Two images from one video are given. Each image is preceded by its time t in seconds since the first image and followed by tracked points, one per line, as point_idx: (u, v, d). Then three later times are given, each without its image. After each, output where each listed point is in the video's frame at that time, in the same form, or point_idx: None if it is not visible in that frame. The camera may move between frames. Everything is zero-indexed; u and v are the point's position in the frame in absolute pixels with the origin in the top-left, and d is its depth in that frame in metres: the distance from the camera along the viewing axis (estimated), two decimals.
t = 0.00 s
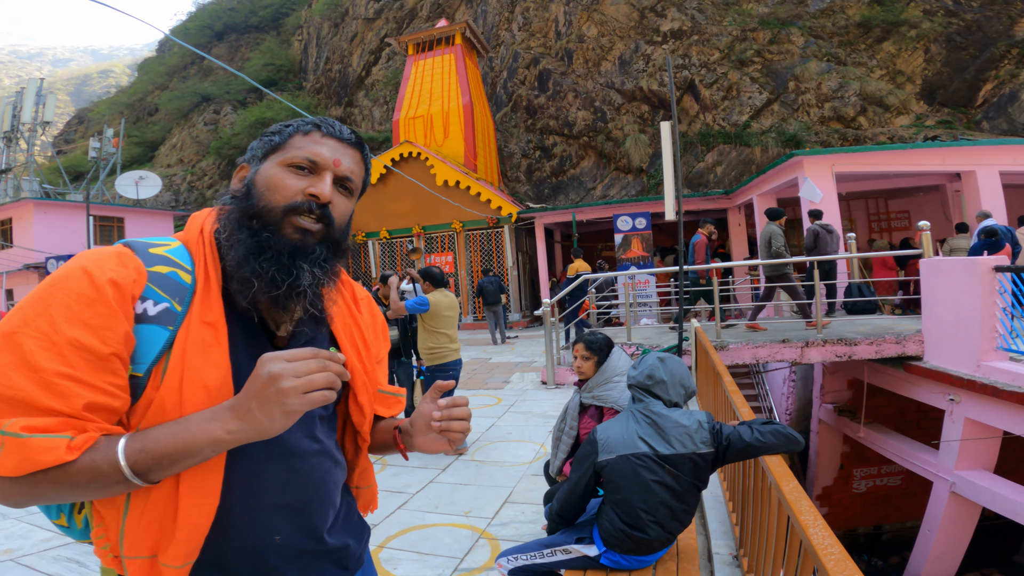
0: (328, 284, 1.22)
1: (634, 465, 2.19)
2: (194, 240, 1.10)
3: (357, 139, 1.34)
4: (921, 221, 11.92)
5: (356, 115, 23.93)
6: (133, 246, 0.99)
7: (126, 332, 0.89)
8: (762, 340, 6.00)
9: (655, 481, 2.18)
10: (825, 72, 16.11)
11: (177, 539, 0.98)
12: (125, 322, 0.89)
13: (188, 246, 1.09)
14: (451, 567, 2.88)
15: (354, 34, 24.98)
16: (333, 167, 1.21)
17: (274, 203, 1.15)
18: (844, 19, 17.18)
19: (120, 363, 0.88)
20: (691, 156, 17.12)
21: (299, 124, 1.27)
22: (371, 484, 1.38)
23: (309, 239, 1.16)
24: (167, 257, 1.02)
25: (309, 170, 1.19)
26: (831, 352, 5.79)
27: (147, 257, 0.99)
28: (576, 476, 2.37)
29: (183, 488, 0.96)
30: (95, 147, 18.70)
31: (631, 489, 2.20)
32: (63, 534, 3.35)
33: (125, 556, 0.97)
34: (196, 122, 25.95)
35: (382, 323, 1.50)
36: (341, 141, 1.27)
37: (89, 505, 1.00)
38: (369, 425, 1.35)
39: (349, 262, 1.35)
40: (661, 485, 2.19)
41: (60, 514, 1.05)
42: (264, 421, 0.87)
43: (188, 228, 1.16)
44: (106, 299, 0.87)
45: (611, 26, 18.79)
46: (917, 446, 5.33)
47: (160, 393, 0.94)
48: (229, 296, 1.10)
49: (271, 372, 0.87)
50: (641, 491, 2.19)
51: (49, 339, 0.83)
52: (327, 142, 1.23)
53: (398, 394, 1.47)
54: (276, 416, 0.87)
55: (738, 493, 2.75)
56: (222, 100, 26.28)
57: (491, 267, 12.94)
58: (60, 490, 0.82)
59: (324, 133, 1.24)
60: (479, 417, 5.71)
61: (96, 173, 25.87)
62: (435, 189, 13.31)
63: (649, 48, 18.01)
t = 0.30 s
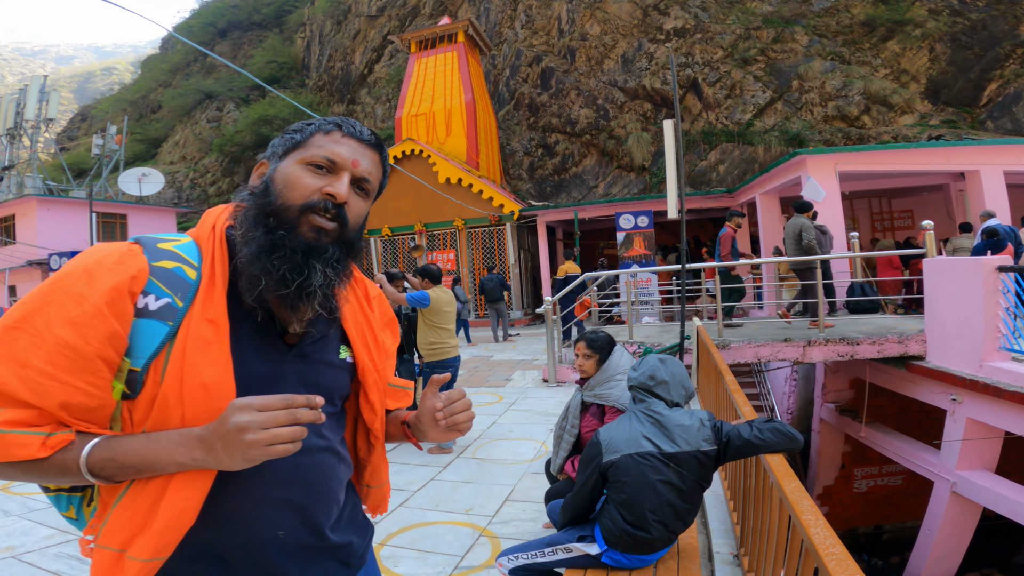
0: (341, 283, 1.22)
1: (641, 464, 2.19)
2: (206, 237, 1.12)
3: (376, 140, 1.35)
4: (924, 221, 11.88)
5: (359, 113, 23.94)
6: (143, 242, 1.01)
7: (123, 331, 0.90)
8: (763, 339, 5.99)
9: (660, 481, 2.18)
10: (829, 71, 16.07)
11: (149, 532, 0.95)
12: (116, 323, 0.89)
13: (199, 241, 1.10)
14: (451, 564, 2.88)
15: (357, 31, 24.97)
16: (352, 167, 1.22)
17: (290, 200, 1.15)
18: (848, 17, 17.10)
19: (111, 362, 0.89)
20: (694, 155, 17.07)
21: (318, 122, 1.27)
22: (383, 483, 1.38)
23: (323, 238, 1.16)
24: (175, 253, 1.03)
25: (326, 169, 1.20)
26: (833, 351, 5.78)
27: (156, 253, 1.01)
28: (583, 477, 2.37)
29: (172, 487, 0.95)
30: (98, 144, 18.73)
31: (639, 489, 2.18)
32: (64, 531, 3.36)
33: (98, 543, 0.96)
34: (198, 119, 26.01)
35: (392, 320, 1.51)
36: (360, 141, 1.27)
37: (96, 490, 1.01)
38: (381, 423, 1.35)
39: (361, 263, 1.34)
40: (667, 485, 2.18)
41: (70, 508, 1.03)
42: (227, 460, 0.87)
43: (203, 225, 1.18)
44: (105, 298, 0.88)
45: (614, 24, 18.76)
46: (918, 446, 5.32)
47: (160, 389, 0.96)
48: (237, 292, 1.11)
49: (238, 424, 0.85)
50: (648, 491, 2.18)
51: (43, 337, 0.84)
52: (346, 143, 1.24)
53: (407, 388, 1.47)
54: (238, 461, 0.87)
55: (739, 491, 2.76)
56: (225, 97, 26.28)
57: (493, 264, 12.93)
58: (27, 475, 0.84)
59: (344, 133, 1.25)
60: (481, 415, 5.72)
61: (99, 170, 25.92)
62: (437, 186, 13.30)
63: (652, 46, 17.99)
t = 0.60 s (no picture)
0: (362, 283, 1.22)
1: (648, 465, 2.18)
2: (238, 228, 1.13)
3: (406, 145, 1.35)
4: (927, 219, 11.85)
5: (359, 112, 23.94)
6: (176, 231, 1.03)
7: (151, 314, 0.90)
8: (765, 337, 5.99)
9: (668, 482, 2.17)
10: (831, 70, 16.03)
11: (180, 516, 0.96)
12: (147, 307, 0.89)
13: (230, 233, 1.11)
14: (453, 562, 2.89)
15: (358, 30, 24.97)
16: (379, 170, 1.22)
17: (316, 201, 1.15)
18: (850, 16, 17.08)
19: (141, 344, 0.89)
20: (695, 153, 17.03)
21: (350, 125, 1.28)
22: (377, 489, 1.38)
23: (346, 240, 1.16)
24: (207, 242, 1.05)
25: (354, 171, 1.20)
26: (835, 350, 5.77)
27: (189, 241, 1.03)
28: (587, 477, 2.36)
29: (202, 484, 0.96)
30: (99, 142, 18.74)
31: (647, 489, 2.18)
32: (68, 529, 3.37)
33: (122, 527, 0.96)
34: (200, 117, 26.03)
35: (404, 325, 1.52)
36: (388, 147, 1.27)
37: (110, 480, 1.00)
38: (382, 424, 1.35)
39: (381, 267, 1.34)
40: (674, 485, 2.18)
41: (64, 490, 1.01)
42: (260, 482, 0.91)
43: (234, 219, 1.19)
44: (141, 283, 0.89)
45: (614, 23, 18.74)
46: (920, 445, 5.32)
47: (187, 377, 0.96)
48: (264, 286, 1.11)
49: (290, 457, 0.92)
50: (655, 491, 2.18)
51: (78, 319, 0.84)
52: (375, 147, 1.24)
53: (414, 395, 1.42)
54: (274, 485, 0.91)
55: (740, 490, 2.77)
56: (226, 96, 26.29)
57: (494, 262, 12.93)
58: (56, 466, 0.85)
59: (374, 137, 1.25)
60: (482, 414, 5.72)
61: (100, 169, 25.96)
62: (438, 185, 13.30)
63: (654, 44, 17.96)
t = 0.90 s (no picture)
0: (343, 269, 1.23)
1: (647, 462, 2.18)
2: (215, 220, 1.13)
3: (377, 129, 1.34)
4: (926, 214, 11.85)
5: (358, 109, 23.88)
6: (151, 223, 1.02)
7: (128, 303, 0.89)
8: (765, 333, 6.00)
9: (668, 479, 2.18)
10: (829, 65, 16.01)
11: (198, 518, 0.96)
12: (125, 295, 0.88)
13: (207, 224, 1.11)
14: (454, 559, 2.90)
15: (356, 27, 24.90)
16: (350, 157, 1.21)
17: (290, 189, 1.15)
18: (848, 12, 17.08)
19: (118, 333, 0.88)
20: (694, 149, 16.99)
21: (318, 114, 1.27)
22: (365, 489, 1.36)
23: (324, 223, 1.16)
24: (183, 231, 1.04)
25: (325, 159, 1.19)
26: (835, 345, 5.77)
27: (164, 231, 1.02)
28: (586, 476, 2.36)
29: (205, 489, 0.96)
30: (97, 141, 18.68)
31: (649, 486, 2.18)
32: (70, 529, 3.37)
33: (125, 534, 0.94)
34: (197, 116, 25.96)
35: (388, 316, 1.51)
36: (359, 132, 1.26)
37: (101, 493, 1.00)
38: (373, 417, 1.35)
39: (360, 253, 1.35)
40: (673, 481, 2.18)
41: (37, 503, 0.99)
42: (251, 508, 0.92)
43: (211, 210, 1.19)
44: (115, 270, 0.88)
45: (613, 19, 18.72)
46: (919, 440, 5.33)
47: (171, 366, 0.94)
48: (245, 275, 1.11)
49: (288, 485, 0.93)
50: (654, 488, 2.18)
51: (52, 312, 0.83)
52: (345, 134, 1.23)
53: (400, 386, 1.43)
54: (267, 513, 0.92)
55: (742, 486, 2.77)
56: (224, 94, 26.21)
57: (494, 259, 12.93)
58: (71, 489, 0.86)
59: (343, 123, 1.24)
60: (482, 410, 5.72)
61: (98, 168, 25.89)
62: (437, 182, 13.28)
63: (652, 41, 17.93)
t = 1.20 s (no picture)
0: (270, 259, 1.11)
1: (651, 461, 2.18)
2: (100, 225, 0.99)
3: (211, 73, 1.07)
4: (927, 212, 11.84)
5: (358, 106, 23.84)
6: (22, 242, 0.89)
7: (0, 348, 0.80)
8: (766, 330, 5.99)
9: (671, 478, 2.18)
10: (831, 63, 15.96)
11: (165, 546, 0.91)
12: None
13: (94, 232, 0.98)
14: (456, 556, 2.91)
15: (356, 24, 24.86)
16: (192, 126, 0.98)
17: (154, 194, 0.97)
18: (850, 9, 17.05)
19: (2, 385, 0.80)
20: (695, 146, 16.96)
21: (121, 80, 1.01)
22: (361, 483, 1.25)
23: (226, 215, 1.02)
24: (64, 247, 0.92)
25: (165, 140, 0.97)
26: (836, 342, 5.77)
27: (40, 250, 0.89)
28: (588, 476, 2.35)
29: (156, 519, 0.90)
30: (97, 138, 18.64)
31: (654, 484, 2.18)
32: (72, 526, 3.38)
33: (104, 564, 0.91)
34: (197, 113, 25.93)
35: (356, 286, 1.33)
36: (184, 92, 1.00)
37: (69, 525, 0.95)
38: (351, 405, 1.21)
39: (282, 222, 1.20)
40: (677, 479, 2.18)
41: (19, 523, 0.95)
42: (221, 528, 0.87)
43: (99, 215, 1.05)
44: None
45: (614, 16, 18.70)
46: (920, 438, 5.34)
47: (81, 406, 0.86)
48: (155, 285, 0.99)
49: (250, 500, 0.87)
50: (659, 486, 2.18)
51: None
52: (170, 101, 0.98)
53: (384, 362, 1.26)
54: (240, 530, 0.88)
55: (743, 483, 2.78)
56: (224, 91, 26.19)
57: (495, 256, 12.92)
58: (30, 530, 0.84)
59: (158, 89, 0.98)
60: (483, 407, 5.73)
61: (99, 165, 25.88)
62: (438, 178, 13.26)
63: (653, 38, 17.89)
